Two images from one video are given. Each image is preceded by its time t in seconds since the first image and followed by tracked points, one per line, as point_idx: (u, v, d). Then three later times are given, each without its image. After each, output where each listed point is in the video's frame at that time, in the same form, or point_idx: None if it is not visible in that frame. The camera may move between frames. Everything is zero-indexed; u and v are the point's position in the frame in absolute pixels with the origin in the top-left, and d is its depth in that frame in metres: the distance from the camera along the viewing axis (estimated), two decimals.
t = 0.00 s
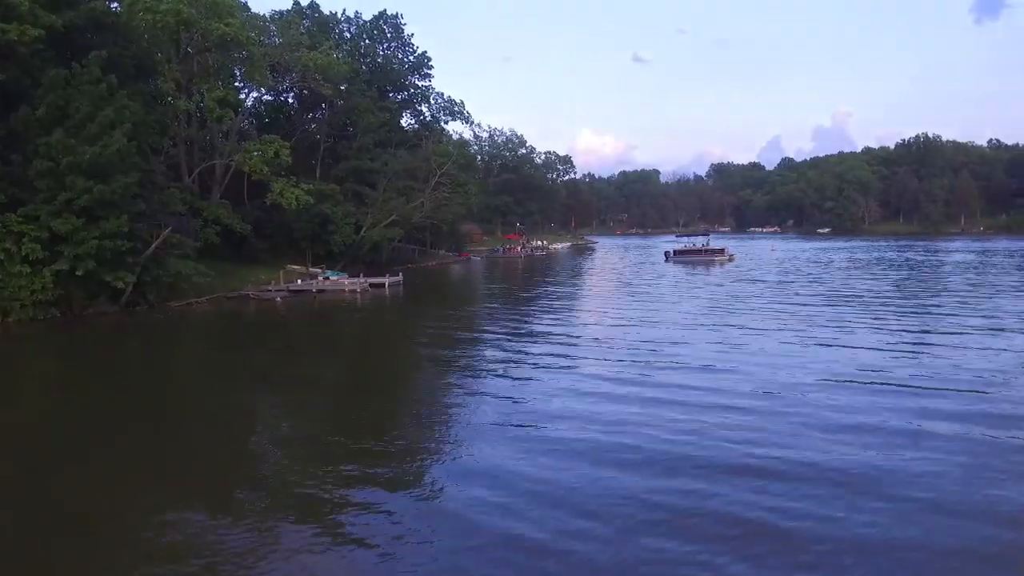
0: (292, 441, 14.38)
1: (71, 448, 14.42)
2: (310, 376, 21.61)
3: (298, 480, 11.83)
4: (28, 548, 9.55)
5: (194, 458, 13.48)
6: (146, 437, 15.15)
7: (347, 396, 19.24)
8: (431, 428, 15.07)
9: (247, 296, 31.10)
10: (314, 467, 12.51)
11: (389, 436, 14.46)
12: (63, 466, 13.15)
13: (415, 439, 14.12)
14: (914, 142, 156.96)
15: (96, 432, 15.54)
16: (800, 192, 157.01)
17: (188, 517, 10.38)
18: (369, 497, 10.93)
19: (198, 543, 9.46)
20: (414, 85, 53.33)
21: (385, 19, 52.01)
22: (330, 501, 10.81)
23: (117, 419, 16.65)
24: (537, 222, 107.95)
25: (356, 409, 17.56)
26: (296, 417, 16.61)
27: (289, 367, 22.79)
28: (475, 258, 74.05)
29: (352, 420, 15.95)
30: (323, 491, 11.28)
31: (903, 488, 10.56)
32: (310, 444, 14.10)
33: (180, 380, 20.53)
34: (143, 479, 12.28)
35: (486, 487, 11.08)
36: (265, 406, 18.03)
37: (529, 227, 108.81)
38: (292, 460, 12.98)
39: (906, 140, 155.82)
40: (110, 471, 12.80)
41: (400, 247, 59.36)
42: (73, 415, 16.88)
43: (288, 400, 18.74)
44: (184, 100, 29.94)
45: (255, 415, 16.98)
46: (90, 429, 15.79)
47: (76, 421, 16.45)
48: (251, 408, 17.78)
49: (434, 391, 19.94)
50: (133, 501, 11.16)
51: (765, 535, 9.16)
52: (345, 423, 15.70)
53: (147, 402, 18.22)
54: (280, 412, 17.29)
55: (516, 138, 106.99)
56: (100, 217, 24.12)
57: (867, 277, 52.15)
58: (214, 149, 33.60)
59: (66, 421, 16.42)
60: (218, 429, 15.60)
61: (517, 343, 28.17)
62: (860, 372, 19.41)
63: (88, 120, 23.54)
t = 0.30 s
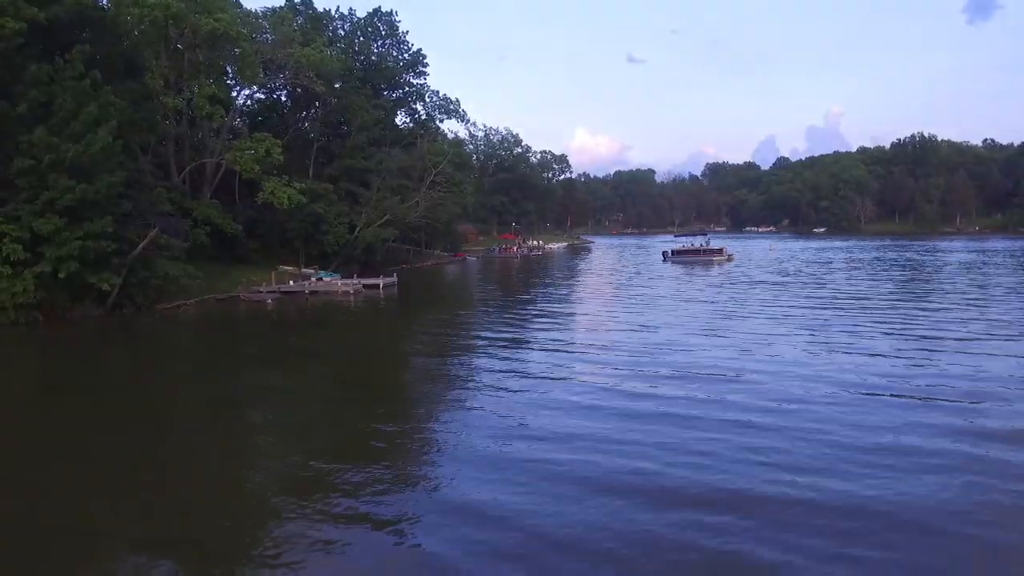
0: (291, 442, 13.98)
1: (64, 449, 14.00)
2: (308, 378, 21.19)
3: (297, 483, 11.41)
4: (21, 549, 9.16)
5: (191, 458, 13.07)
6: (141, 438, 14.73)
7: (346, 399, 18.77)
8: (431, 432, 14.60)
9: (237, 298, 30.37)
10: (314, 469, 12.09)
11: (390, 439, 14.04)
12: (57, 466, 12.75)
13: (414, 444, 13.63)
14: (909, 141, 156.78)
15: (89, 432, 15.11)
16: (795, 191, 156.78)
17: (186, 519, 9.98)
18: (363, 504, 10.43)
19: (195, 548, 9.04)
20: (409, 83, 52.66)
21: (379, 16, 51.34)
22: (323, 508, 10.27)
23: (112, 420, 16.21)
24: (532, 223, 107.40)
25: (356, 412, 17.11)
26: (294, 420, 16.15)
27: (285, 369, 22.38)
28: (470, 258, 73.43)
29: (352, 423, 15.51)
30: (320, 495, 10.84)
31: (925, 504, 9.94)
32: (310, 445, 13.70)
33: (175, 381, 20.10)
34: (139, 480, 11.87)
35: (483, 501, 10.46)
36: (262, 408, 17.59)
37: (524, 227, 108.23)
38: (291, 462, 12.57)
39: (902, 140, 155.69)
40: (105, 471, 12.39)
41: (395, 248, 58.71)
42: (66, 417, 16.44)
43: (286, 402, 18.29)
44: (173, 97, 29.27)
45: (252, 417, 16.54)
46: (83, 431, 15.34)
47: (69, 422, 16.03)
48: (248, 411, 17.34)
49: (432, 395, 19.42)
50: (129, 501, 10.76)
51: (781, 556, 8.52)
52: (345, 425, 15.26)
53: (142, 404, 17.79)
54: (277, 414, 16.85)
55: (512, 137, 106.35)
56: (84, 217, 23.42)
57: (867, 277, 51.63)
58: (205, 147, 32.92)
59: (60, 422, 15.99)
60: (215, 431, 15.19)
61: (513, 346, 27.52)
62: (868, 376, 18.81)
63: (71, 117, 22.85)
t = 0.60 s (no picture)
0: (280, 445, 14.15)
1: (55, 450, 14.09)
2: (291, 376, 21.33)
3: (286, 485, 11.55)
4: (20, 550, 9.28)
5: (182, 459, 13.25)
6: (130, 440, 14.81)
7: (330, 398, 18.86)
8: (408, 439, 14.28)
9: (203, 300, 29.41)
10: (303, 472, 12.25)
11: (374, 441, 14.15)
12: (52, 466, 12.88)
13: (391, 452, 13.32)
14: (879, 141, 158.38)
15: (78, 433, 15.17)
16: (767, 191, 157.81)
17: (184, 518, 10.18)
18: (337, 514, 10.20)
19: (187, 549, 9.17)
20: (382, 81, 51.80)
21: (351, 12, 50.40)
22: (291, 529, 9.72)
23: (101, 420, 16.29)
24: (507, 223, 106.77)
25: (337, 413, 17.17)
26: (280, 422, 16.27)
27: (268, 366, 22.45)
28: (445, 258, 72.72)
29: (337, 426, 15.63)
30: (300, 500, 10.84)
31: (928, 529, 9.35)
32: (294, 448, 13.85)
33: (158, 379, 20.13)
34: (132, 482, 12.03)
35: (458, 526, 9.72)
36: (249, 410, 17.67)
37: (498, 227, 107.59)
38: (281, 464, 12.76)
39: (872, 140, 157.25)
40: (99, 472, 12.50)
41: (367, 248, 57.80)
42: (53, 417, 16.47)
43: (271, 403, 18.38)
44: (135, 91, 28.26)
45: (237, 420, 16.62)
46: (76, 431, 15.45)
47: (58, 421, 16.08)
48: (234, 412, 17.45)
49: (411, 395, 19.29)
50: (126, 502, 10.91)
51: None
52: (331, 428, 15.41)
53: (127, 404, 17.85)
54: (264, 416, 16.95)
55: (486, 137, 105.63)
56: (39, 216, 22.45)
57: (843, 276, 51.61)
58: (170, 145, 31.92)
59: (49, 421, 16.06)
60: (205, 432, 15.32)
61: (488, 347, 26.93)
62: (853, 383, 18.33)
63: (24, 111, 21.83)
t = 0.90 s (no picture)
0: (270, 446, 14.52)
1: (51, 448, 14.53)
2: (277, 373, 21.69)
3: (275, 488, 11.93)
4: (20, 549, 9.74)
5: (175, 459, 13.70)
6: (124, 439, 15.20)
7: (316, 395, 19.13)
8: (386, 454, 13.70)
9: (168, 303, 28.35)
10: (293, 475, 12.61)
11: (359, 442, 14.46)
12: (51, 466, 13.37)
13: (366, 471, 12.68)
14: (851, 142, 159.93)
15: (71, 432, 15.56)
16: (741, 191, 158.49)
17: (177, 519, 10.65)
18: (311, 547, 9.56)
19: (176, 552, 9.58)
20: (354, 78, 50.86)
21: (323, 8, 49.36)
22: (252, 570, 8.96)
23: (94, 418, 16.61)
24: (481, 223, 105.92)
25: (323, 411, 17.45)
26: (270, 420, 16.61)
27: (253, 363, 22.75)
28: (419, 258, 71.99)
29: (326, 426, 15.96)
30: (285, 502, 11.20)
31: (937, 571, 8.79)
32: (285, 449, 14.25)
33: (144, 377, 20.45)
34: (129, 480, 12.49)
35: (435, 572, 8.95)
36: (238, 407, 17.96)
37: (473, 227, 106.70)
38: (271, 466, 13.13)
39: (844, 141, 158.71)
40: (94, 472, 12.95)
41: (339, 247, 56.96)
42: (46, 414, 16.85)
43: (259, 400, 18.71)
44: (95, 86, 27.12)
45: (227, 418, 16.95)
46: (77, 428, 15.87)
47: (51, 419, 16.50)
48: (224, 409, 17.77)
49: (389, 395, 19.05)
50: (123, 502, 11.40)
51: None
52: (320, 428, 15.72)
53: (118, 401, 18.20)
54: (253, 413, 17.28)
55: (461, 136, 104.92)
56: None
57: (819, 277, 51.59)
58: (134, 142, 30.83)
59: (43, 419, 16.50)
60: (197, 433, 15.71)
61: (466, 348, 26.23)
62: (840, 395, 17.87)
63: None
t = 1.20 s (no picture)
0: (265, 445, 14.72)
1: (51, 442, 14.81)
2: (270, 369, 21.90)
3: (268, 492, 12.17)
4: (18, 550, 10.14)
5: (171, 458, 13.96)
6: (121, 436, 15.39)
7: (309, 394, 19.15)
8: (369, 469, 13.32)
9: (143, 306, 27.47)
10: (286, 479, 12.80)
11: (345, 454, 14.18)
12: (53, 462, 13.67)
13: (344, 497, 11.98)
14: (835, 141, 160.47)
15: (68, 426, 15.78)
16: (727, 191, 158.57)
17: (172, 522, 11.00)
18: None
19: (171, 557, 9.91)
20: (338, 75, 50.08)
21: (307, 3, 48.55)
22: None
23: (95, 412, 16.85)
24: (468, 222, 105.15)
25: (315, 411, 17.48)
26: (263, 418, 16.71)
27: (247, 360, 22.93)
28: (404, 258, 71.25)
29: (320, 427, 16.03)
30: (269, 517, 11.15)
31: None
32: (279, 449, 14.45)
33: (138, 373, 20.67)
34: (128, 480, 12.79)
35: None
36: (235, 404, 18.03)
37: (459, 226, 105.88)
38: (266, 468, 13.34)
39: (829, 140, 159.22)
40: (91, 471, 13.23)
41: (324, 248, 56.17)
42: (44, 409, 17.05)
43: (254, 396, 18.80)
44: (67, 81, 26.22)
45: (222, 413, 17.08)
46: (79, 422, 16.13)
47: (50, 414, 16.74)
48: (220, 405, 17.89)
49: (375, 401, 18.67)
50: (121, 504, 11.74)
51: None
52: (313, 428, 15.80)
53: (115, 395, 18.39)
54: (248, 409, 17.41)
55: (447, 135, 104.19)
56: None
57: (807, 278, 51.31)
58: (109, 139, 29.91)
59: (42, 413, 16.75)
60: (193, 429, 15.87)
61: (452, 352, 25.61)
62: (837, 408, 17.36)
63: None
